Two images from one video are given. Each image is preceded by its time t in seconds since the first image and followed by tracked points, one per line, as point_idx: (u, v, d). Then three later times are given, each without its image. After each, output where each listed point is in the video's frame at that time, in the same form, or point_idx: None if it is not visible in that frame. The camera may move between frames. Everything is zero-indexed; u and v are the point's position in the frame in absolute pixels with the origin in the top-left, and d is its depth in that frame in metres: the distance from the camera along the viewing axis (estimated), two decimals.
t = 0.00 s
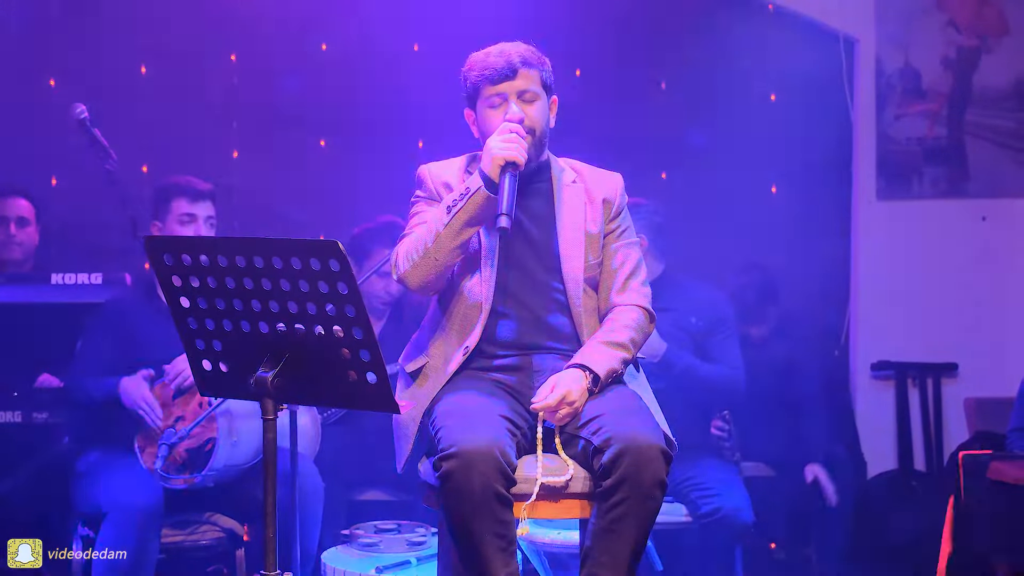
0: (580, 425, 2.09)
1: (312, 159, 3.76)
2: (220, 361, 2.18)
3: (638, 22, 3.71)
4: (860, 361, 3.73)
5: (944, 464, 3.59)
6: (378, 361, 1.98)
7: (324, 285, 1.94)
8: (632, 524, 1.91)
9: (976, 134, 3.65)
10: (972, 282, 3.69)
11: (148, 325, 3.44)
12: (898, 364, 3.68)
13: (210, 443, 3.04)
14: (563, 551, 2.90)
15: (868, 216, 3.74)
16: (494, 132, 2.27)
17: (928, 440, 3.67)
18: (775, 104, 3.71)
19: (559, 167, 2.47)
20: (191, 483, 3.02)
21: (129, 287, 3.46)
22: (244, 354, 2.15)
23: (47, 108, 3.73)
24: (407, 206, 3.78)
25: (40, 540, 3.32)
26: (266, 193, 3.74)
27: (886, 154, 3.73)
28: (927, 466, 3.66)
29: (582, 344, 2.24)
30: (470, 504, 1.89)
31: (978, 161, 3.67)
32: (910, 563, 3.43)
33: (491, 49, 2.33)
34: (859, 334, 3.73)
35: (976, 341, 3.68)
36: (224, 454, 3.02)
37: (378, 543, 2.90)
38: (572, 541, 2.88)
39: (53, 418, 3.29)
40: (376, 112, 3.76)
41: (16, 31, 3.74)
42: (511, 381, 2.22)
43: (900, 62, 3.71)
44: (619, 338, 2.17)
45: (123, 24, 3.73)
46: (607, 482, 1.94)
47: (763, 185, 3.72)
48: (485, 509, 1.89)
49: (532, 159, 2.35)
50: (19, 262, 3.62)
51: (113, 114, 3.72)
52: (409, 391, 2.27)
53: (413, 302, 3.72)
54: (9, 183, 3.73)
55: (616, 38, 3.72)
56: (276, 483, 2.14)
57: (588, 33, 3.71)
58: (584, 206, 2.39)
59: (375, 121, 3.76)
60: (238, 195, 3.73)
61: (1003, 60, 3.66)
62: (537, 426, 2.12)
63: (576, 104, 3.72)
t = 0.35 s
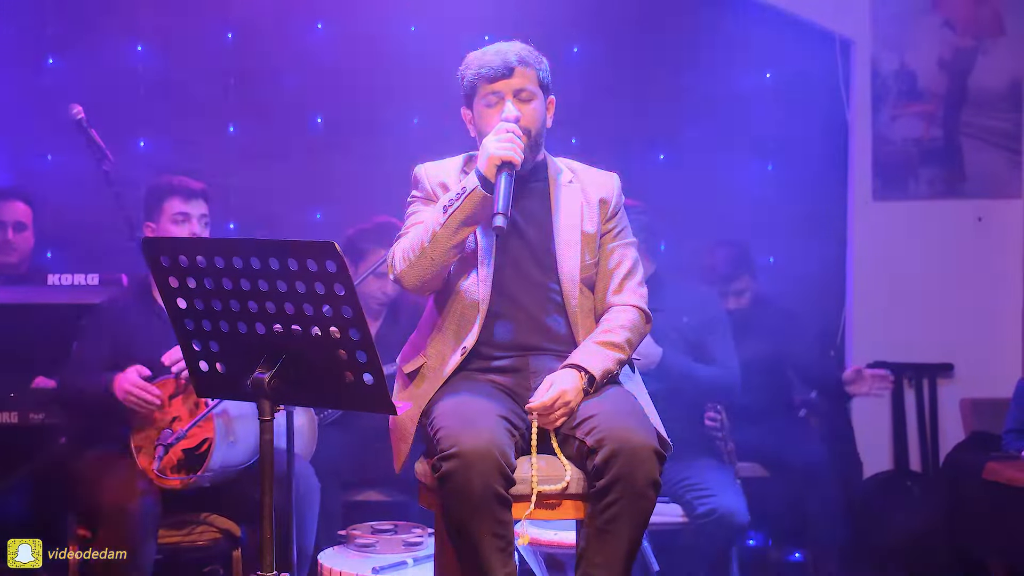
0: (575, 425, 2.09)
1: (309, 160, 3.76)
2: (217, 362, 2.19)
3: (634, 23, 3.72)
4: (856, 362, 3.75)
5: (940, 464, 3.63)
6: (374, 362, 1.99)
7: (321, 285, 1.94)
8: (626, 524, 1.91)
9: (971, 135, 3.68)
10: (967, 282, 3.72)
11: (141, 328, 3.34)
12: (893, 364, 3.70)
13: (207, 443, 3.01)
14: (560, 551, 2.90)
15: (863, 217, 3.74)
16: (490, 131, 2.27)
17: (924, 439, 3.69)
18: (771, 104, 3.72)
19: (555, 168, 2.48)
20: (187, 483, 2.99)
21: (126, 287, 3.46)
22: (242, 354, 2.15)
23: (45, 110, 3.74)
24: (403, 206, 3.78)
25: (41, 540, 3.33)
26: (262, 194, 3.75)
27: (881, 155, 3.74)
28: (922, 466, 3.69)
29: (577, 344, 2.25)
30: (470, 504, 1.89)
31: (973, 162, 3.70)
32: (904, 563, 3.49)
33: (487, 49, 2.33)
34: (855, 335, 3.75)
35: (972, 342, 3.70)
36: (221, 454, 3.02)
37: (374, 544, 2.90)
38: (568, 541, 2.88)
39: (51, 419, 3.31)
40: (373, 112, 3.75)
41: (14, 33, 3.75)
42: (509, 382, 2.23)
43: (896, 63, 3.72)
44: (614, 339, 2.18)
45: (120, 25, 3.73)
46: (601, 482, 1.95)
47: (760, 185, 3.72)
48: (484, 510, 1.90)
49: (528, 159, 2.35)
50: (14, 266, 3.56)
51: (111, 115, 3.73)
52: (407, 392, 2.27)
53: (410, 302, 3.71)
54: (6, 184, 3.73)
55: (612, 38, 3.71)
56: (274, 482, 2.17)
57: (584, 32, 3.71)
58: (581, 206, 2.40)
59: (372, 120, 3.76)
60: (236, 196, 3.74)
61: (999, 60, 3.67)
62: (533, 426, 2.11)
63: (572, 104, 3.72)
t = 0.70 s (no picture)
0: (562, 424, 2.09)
1: (306, 160, 3.76)
2: (212, 362, 2.19)
3: (630, 23, 3.72)
4: (852, 362, 3.74)
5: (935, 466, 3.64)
6: (371, 362, 1.99)
7: (317, 286, 1.95)
8: (613, 522, 1.92)
9: (967, 135, 3.70)
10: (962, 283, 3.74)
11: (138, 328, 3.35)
12: (890, 364, 3.69)
13: (204, 443, 3.02)
14: (555, 551, 2.91)
15: (860, 217, 3.74)
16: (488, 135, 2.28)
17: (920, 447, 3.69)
18: (768, 104, 3.72)
19: (551, 169, 2.47)
20: (183, 483, 2.99)
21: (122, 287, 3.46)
22: (237, 355, 2.15)
23: (40, 110, 3.72)
24: (399, 206, 3.78)
25: (40, 540, 3.31)
26: (258, 194, 3.74)
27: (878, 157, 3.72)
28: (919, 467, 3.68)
29: (570, 344, 2.25)
30: (475, 503, 1.90)
31: (968, 163, 3.72)
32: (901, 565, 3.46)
33: (483, 51, 2.33)
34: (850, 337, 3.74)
35: (966, 342, 3.74)
36: (219, 452, 3.03)
37: (370, 544, 2.90)
38: (564, 541, 2.89)
39: (47, 419, 3.33)
40: (369, 112, 3.76)
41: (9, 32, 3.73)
42: (504, 383, 2.24)
43: (892, 63, 3.71)
44: (608, 339, 2.17)
45: (116, 25, 3.72)
46: (584, 483, 1.94)
47: (756, 186, 3.72)
48: (489, 509, 1.90)
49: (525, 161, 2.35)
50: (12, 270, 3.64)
51: (106, 115, 3.72)
52: (402, 392, 2.28)
53: (406, 302, 3.71)
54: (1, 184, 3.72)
55: (609, 39, 3.72)
56: (270, 482, 2.17)
57: (581, 33, 3.71)
58: (576, 208, 2.40)
59: (368, 120, 3.76)
60: (232, 196, 3.73)
61: (993, 61, 3.69)
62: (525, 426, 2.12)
63: (569, 104, 3.72)
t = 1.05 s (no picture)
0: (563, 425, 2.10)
1: (302, 160, 3.76)
2: (207, 362, 2.19)
3: (626, 23, 3.71)
4: (848, 362, 3.73)
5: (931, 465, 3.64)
6: (366, 361, 1.99)
7: (312, 286, 1.95)
8: (614, 524, 1.92)
9: (962, 135, 3.70)
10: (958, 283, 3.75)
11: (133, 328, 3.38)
12: (885, 364, 3.70)
13: (199, 442, 3.01)
14: (550, 551, 2.92)
15: (855, 215, 3.74)
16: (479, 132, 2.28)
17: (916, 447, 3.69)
18: (764, 104, 3.72)
19: (546, 169, 2.47)
20: (177, 483, 2.98)
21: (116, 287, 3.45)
22: (232, 355, 2.15)
23: (35, 110, 3.72)
24: (395, 206, 3.78)
25: (40, 540, 3.28)
26: (254, 194, 3.74)
27: (874, 154, 3.74)
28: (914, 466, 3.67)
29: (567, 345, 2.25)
30: (465, 503, 1.90)
31: (964, 162, 3.72)
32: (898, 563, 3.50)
33: (478, 50, 2.34)
34: (846, 337, 3.73)
35: (962, 342, 3.74)
36: (213, 454, 3.01)
37: (366, 543, 2.90)
38: (559, 542, 2.89)
39: (41, 419, 3.24)
40: (364, 112, 3.75)
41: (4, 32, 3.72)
42: (498, 382, 2.23)
43: (887, 64, 3.72)
44: (605, 340, 2.19)
45: (111, 25, 3.71)
46: (590, 483, 1.95)
47: (752, 186, 3.73)
48: (479, 509, 1.91)
49: (518, 160, 2.36)
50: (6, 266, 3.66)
51: (101, 114, 3.71)
52: (396, 392, 2.27)
53: (402, 302, 3.71)
54: None
55: (604, 39, 3.72)
56: (264, 483, 2.17)
57: (577, 33, 3.71)
58: (572, 208, 2.40)
59: (363, 120, 3.76)
60: (227, 196, 3.73)
61: (988, 61, 3.70)
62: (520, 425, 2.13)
63: (565, 104, 3.72)
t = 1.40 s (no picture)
0: (572, 426, 2.12)
1: (297, 160, 3.75)
2: (203, 362, 2.19)
3: (621, 24, 3.71)
4: (843, 362, 3.75)
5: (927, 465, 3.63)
6: (362, 361, 1.99)
7: (308, 286, 1.95)
8: (627, 525, 1.98)
9: (958, 135, 3.71)
10: (954, 283, 3.75)
11: (131, 330, 3.38)
12: (879, 365, 3.70)
13: (195, 443, 3.00)
14: (546, 551, 2.92)
15: (852, 217, 3.74)
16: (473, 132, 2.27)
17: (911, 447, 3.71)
18: (759, 104, 3.73)
19: (541, 169, 2.47)
20: (174, 482, 2.99)
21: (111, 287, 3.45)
22: (227, 355, 2.16)
23: (30, 110, 3.71)
24: (390, 206, 3.77)
25: (41, 540, 3.27)
26: (250, 193, 3.74)
27: (869, 156, 3.74)
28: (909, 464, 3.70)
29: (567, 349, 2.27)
30: (455, 504, 1.93)
31: (959, 162, 3.73)
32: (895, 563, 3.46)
33: (471, 50, 2.34)
34: (841, 338, 3.75)
35: (957, 341, 3.74)
36: (210, 453, 3.01)
37: (362, 543, 2.90)
38: (555, 541, 2.90)
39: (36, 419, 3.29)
40: (360, 112, 3.75)
41: None
42: (494, 382, 2.24)
43: (882, 64, 3.73)
44: (606, 342, 2.22)
45: (106, 25, 3.70)
46: (605, 483, 2.00)
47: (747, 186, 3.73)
48: (469, 510, 1.93)
49: (513, 159, 2.34)
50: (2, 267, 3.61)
51: (96, 114, 3.70)
52: (392, 392, 2.28)
53: (397, 302, 3.70)
54: None
55: (600, 40, 3.72)
56: (260, 482, 2.17)
57: (572, 34, 3.71)
58: (567, 208, 2.41)
59: (359, 119, 3.75)
60: (223, 196, 3.72)
61: (984, 61, 3.70)
62: (522, 426, 2.16)
63: (560, 104, 3.72)
